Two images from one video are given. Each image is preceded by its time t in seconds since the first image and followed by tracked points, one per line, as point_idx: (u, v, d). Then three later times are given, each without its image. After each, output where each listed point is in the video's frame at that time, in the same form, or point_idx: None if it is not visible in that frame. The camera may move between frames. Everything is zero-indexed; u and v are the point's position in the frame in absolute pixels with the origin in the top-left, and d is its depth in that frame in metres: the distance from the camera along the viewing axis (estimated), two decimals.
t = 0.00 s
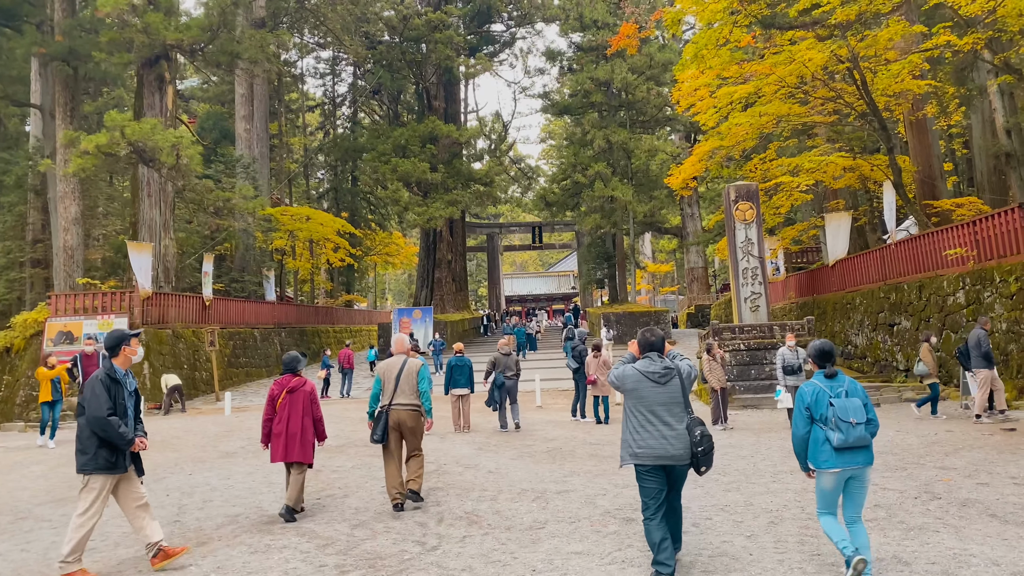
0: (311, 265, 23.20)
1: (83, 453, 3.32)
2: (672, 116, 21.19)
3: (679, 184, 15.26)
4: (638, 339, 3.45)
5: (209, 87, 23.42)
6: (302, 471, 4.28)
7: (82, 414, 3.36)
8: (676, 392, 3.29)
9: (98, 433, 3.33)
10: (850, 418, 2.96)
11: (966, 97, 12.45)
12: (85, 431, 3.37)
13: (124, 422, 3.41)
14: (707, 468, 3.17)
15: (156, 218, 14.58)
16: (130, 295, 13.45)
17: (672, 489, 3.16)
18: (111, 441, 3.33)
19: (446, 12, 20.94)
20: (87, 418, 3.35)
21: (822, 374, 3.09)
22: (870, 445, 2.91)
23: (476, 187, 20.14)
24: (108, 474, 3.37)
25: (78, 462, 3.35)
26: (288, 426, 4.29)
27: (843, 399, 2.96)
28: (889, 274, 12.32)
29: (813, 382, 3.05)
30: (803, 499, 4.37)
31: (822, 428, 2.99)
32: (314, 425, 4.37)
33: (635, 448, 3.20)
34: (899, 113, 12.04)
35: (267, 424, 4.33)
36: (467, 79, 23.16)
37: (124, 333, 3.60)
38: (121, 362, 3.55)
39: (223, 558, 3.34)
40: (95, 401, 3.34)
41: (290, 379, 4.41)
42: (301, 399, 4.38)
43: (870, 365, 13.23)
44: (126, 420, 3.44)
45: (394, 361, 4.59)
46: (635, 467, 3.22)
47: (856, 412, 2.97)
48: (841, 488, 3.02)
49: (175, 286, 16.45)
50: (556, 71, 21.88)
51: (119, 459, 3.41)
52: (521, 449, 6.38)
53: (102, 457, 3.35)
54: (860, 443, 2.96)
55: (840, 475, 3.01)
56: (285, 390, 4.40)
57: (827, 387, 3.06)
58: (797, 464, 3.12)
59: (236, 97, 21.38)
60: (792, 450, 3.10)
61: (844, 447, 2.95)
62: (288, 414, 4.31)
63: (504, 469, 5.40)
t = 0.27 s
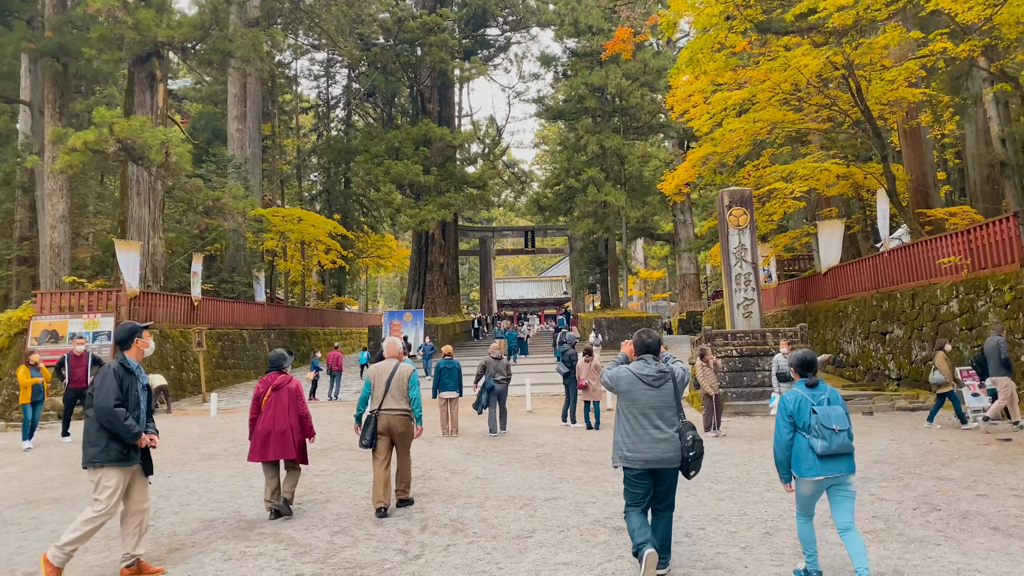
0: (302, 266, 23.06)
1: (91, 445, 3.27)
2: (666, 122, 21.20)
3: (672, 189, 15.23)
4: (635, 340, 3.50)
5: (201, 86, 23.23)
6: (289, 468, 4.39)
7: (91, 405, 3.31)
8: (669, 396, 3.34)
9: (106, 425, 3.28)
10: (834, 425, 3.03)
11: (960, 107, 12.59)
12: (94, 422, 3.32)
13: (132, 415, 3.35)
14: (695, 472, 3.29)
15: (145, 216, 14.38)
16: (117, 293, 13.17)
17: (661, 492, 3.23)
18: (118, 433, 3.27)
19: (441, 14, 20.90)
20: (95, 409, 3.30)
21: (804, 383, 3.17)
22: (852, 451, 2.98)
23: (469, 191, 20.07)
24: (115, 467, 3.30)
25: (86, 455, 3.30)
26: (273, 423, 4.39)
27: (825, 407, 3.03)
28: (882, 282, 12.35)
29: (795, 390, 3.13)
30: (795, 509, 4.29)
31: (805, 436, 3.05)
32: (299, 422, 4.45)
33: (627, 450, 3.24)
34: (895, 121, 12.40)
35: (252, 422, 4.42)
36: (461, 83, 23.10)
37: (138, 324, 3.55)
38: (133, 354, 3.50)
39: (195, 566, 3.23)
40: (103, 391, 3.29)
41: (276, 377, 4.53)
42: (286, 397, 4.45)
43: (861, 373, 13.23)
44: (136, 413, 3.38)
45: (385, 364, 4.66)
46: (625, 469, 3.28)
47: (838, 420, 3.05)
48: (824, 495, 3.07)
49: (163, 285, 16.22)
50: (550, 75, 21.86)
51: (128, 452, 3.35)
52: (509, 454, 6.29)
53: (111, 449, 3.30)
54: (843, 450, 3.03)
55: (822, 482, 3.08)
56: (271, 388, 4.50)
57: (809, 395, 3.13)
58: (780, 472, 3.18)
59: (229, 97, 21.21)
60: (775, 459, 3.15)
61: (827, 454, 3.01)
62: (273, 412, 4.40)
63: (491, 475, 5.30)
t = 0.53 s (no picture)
0: (294, 271, 22.88)
1: (104, 455, 3.25)
2: (661, 128, 21.15)
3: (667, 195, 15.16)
4: (631, 345, 3.44)
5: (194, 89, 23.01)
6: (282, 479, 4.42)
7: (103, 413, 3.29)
8: (666, 401, 3.26)
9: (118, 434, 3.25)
10: (816, 428, 3.15)
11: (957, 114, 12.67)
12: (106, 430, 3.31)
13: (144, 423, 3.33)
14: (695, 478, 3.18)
15: (135, 219, 14.16)
16: (104, 297, 12.80)
17: (658, 500, 3.15)
18: (130, 441, 3.25)
19: (435, 17, 20.80)
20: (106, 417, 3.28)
21: (787, 387, 3.28)
22: (833, 454, 3.10)
23: (463, 195, 19.95)
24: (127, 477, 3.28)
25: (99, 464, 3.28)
26: (265, 433, 4.36)
27: (807, 410, 3.17)
28: (879, 289, 12.28)
29: (779, 394, 3.24)
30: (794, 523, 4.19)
31: (788, 439, 3.18)
32: (290, 432, 4.42)
33: (623, 456, 3.17)
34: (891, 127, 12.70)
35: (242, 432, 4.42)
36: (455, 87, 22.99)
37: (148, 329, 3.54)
38: (143, 359, 3.50)
39: None
40: (114, 399, 3.27)
41: (268, 386, 4.52)
42: (278, 407, 4.47)
43: (857, 381, 13.16)
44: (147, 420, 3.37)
45: (382, 367, 4.64)
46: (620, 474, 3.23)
47: (820, 423, 3.17)
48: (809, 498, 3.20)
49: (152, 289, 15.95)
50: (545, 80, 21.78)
51: (142, 460, 3.34)
52: (501, 464, 6.18)
53: (125, 458, 3.28)
54: (826, 453, 3.15)
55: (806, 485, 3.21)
56: (262, 397, 4.48)
57: (792, 399, 3.25)
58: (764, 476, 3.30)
59: (221, 99, 21.01)
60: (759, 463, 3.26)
61: (810, 457, 3.14)
62: (265, 423, 4.41)
63: (483, 486, 5.18)
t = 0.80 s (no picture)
0: (291, 276, 22.77)
1: (129, 472, 3.19)
2: (661, 133, 21.09)
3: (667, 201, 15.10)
4: (625, 356, 3.33)
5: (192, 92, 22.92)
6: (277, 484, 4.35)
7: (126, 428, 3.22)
8: (659, 415, 3.17)
9: (143, 450, 3.19)
10: (809, 439, 3.19)
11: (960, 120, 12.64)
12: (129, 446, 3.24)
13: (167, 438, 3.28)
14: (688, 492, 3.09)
15: (130, 223, 14.01)
16: (98, 301, 12.58)
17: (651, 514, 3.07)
18: (154, 457, 3.19)
19: (435, 22, 20.77)
20: (129, 432, 3.21)
21: (782, 397, 3.32)
22: (826, 464, 3.14)
23: (462, 200, 19.85)
24: (153, 493, 3.23)
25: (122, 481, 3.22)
26: (263, 436, 4.34)
27: (802, 421, 3.20)
28: (880, 296, 12.17)
29: (774, 405, 3.27)
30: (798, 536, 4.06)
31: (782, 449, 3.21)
32: (289, 437, 4.39)
33: (616, 471, 3.10)
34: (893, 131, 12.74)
35: (240, 435, 4.38)
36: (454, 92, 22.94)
37: (163, 337, 3.44)
38: (160, 368, 3.42)
39: None
40: (137, 415, 3.20)
41: (269, 390, 4.48)
42: (277, 411, 4.43)
43: (858, 389, 13.03)
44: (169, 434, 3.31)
45: (378, 374, 4.54)
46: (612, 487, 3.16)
47: (814, 434, 3.20)
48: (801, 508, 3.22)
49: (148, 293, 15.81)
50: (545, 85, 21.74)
51: (166, 475, 3.28)
52: (497, 473, 6.04)
53: (149, 474, 3.22)
54: (819, 463, 3.19)
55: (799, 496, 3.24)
56: (262, 401, 4.44)
57: (786, 409, 3.29)
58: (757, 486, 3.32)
59: (220, 103, 20.91)
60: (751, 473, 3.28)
61: (802, 467, 3.17)
62: (263, 427, 4.37)
63: (478, 496, 5.04)
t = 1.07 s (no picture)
0: (291, 280, 22.68)
1: (161, 479, 3.23)
2: (663, 138, 20.98)
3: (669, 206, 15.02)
4: (620, 363, 3.21)
5: (192, 97, 22.88)
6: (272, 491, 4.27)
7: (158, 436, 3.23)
8: (656, 420, 3.10)
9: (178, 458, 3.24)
10: (806, 446, 3.26)
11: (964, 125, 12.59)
12: (158, 453, 3.26)
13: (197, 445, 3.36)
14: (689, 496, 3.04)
15: (128, 227, 13.92)
16: (94, 306, 12.47)
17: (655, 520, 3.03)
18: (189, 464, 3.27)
19: (436, 26, 20.73)
20: (162, 440, 3.23)
21: (780, 403, 3.38)
22: (822, 472, 3.20)
23: (463, 205, 19.76)
24: (182, 498, 3.32)
25: (151, 487, 3.24)
26: (259, 443, 4.28)
27: (800, 428, 3.25)
28: (884, 303, 12.05)
29: (773, 411, 3.34)
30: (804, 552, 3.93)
31: (779, 455, 3.27)
32: (286, 444, 4.34)
33: (613, 478, 3.04)
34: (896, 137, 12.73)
35: (238, 440, 4.36)
36: (456, 96, 22.89)
37: (184, 340, 3.43)
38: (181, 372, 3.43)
39: None
40: (176, 424, 3.23)
41: (264, 395, 4.41)
42: (272, 417, 4.37)
43: (862, 397, 12.90)
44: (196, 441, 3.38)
45: (368, 381, 4.41)
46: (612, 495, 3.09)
47: (811, 441, 3.27)
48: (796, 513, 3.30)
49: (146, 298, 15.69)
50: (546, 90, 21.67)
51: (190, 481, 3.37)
52: (494, 482, 5.92)
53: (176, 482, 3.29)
54: (816, 471, 3.24)
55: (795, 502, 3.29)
56: (257, 406, 4.37)
57: (784, 415, 3.35)
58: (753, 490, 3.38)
59: (220, 107, 20.85)
60: (749, 477, 3.34)
61: (799, 474, 3.24)
62: (257, 433, 4.30)
63: (474, 508, 4.93)
